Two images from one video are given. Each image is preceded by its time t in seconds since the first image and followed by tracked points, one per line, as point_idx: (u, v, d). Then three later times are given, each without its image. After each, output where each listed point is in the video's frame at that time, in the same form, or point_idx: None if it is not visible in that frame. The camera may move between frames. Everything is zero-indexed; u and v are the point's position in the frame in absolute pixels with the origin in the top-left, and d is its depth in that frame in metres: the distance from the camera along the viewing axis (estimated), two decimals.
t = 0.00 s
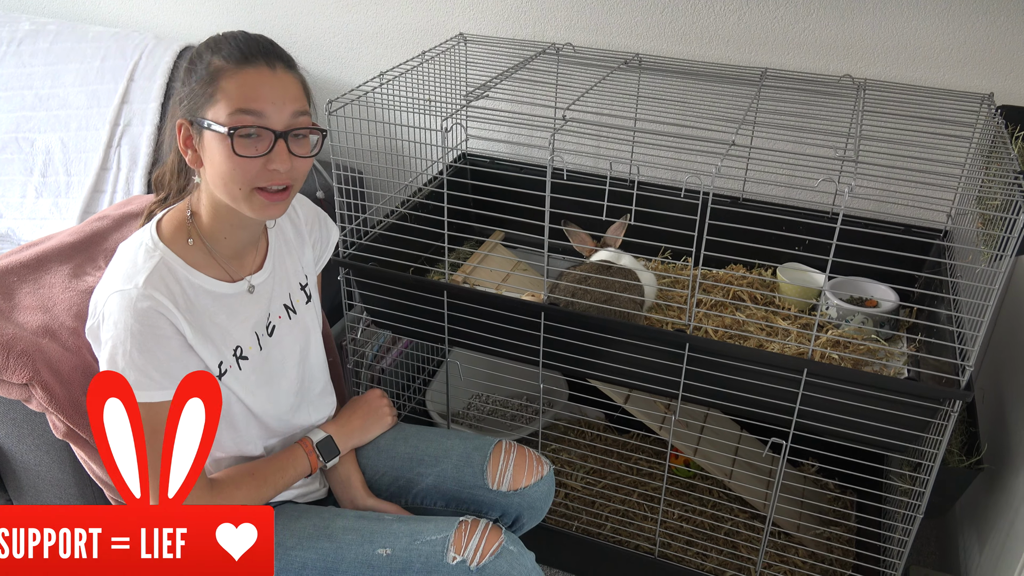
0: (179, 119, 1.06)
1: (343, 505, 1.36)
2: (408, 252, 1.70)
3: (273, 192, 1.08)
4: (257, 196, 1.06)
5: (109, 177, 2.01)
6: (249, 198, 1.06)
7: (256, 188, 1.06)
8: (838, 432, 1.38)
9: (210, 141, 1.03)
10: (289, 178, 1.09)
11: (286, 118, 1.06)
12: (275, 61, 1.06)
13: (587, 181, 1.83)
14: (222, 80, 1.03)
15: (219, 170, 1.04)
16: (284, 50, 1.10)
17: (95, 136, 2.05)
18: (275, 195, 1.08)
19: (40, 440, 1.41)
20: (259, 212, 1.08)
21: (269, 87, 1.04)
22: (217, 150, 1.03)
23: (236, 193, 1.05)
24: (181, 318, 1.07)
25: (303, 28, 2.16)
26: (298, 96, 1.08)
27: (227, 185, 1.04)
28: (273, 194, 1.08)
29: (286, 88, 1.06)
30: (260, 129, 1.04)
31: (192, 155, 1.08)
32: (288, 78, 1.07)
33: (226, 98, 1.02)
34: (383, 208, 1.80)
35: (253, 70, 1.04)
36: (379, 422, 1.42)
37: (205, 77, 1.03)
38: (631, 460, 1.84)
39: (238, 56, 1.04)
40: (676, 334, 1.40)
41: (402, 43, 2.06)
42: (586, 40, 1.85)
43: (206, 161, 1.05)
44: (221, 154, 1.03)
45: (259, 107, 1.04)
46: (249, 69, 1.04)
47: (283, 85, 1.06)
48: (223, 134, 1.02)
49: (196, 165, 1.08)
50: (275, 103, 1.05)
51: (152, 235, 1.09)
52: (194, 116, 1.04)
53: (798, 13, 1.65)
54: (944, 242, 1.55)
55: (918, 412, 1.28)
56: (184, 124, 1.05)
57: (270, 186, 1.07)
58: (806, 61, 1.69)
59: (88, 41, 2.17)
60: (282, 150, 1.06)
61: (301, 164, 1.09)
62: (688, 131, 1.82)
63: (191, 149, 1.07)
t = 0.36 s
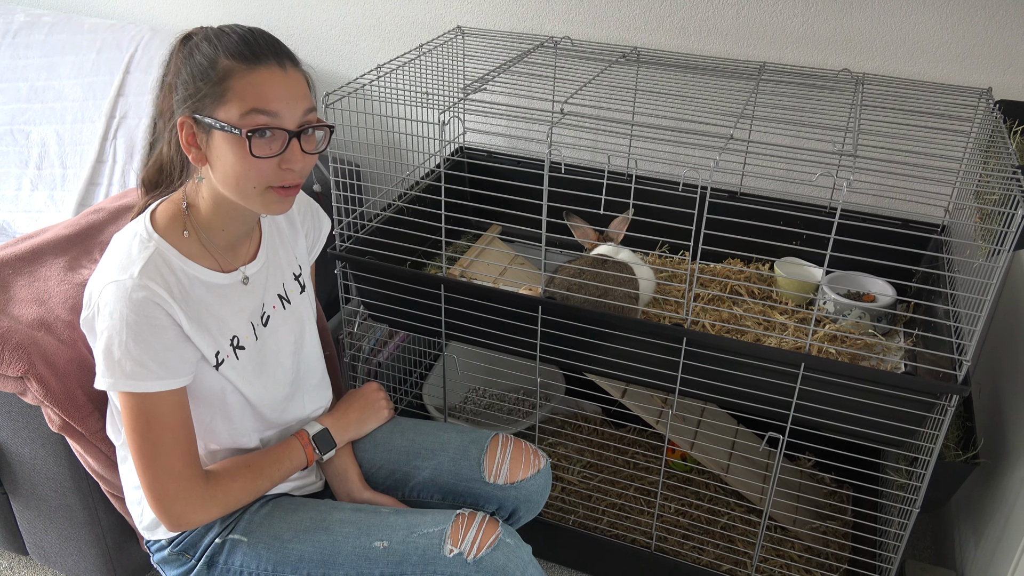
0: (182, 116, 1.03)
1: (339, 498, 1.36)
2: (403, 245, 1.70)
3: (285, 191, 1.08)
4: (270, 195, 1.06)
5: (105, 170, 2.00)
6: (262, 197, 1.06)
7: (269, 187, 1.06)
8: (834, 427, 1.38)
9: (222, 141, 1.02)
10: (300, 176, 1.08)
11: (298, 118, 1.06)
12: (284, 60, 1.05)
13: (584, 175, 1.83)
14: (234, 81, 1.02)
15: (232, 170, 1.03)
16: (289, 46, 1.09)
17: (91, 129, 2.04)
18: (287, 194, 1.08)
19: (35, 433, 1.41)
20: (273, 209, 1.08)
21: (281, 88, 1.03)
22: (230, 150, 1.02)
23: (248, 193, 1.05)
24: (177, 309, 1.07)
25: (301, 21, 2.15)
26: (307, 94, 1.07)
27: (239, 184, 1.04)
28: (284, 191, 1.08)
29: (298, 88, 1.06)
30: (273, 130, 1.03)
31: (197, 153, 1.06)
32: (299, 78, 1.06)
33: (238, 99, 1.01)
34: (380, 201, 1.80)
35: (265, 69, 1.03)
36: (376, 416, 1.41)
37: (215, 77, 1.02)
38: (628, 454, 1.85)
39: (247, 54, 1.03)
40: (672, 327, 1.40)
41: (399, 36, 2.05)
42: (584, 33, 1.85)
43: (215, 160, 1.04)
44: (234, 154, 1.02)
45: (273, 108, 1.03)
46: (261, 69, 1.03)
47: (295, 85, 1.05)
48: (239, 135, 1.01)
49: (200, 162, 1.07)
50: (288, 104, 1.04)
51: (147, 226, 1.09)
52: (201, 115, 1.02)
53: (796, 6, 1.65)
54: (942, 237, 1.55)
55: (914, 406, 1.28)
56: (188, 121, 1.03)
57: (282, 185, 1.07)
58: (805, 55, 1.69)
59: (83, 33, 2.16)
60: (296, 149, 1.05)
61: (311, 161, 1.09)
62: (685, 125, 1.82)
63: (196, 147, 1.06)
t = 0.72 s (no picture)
0: (175, 111, 1.03)
1: (337, 494, 1.35)
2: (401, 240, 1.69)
3: (278, 184, 1.07)
4: (263, 188, 1.05)
5: (101, 165, 1.99)
6: (256, 191, 1.05)
7: (262, 181, 1.05)
8: (833, 421, 1.38)
9: (214, 135, 1.01)
10: (293, 169, 1.08)
11: (290, 110, 1.05)
12: (275, 51, 1.05)
13: (582, 169, 1.82)
14: (225, 73, 1.01)
15: (224, 164, 1.02)
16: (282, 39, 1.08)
17: (87, 124, 2.03)
18: (280, 187, 1.07)
19: (32, 430, 1.40)
20: (267, 203, 1.07)
21: (272, 80, 1.03)
22: (222, 144, 1.01)
23: (241, 187, 1.04)
24: (174, 306, 1.06)
25: (297, 15, 2.14)
26: (300, 87, 1.06)
27: (232, 179, 1.03)
28: (278, 185, 1.07)
29: (289, 80, 1.05)
30: (264, 122, 1.02)
31: (191, 148, 1.05)
32: (290, 69, 1.05)
33: (229, 91, 1.01)
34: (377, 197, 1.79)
35: (255, 62, 1.02)
36: (374, 412, 1.41)
37: (205, 70, 1.01)
38: (627, 448, 1.85)
39: (238, 46, 1.02)
40: (670, 322, 1.39)
41: (396, 30, 2.04)
42: (582, 28, 1.84)
43: (208, 154, 1.03)
44: (226, 148, 1.01)
45: (264, 100, 1.02)
46: (251, 61, 1.02)
47: (286, 76, 1.04)
48: (229, 128, 1.00)
49: (194, 156, 1.06)
50: (279, 95, 1.03)
51: (144, 222, 1.08)
52: (194, 109, 1.02)
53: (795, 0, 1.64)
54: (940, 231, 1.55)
55: (912, 400, 1.28)
56: (181, 115, 1.03)
57: (276, 178, 1.06)
58: (803, 49, 1.68)
59: (79, 28, 2.15)
60: (287, 142, 1.05)
61: (304, 154, 1.08)
62: (684, 119, 1.82)
63: (189, 142, 1.05)
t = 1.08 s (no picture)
0: (168, 106, 1.02)
1: (334, 488, 1.35)
2: (396, 233, 1.69)
3: (272, 176, 1.07)
4: (259, 180, 1.05)
5: (96, 159, 1.99)
6: (252, 183, 1.05)
7: (257, 173, 1.05)
8: (828, 412, 1.38)
9: (208, 129, 1.01)
10: (288, 161, 1.08)
11: (285, 102, 1.04)
12: (266, 43, 1.04)
13: (578, 161, 1.83)
14: (219, 66, 1.00)
15: (219, 157, 1.02)
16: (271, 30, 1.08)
17: (81, 118, 2.02)
18: (275, 179, 1.07)
19: (28, 425, 1.40)
20: (263, 195, 1.07)
21: (265, 72, 1.02)
22: (218, 138, 1.01)
23: (237, 179, 1.04)
24: (169, 300, 1.06)
25: (292, 9, 2.13)
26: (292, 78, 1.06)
27: (227, 171, 1.03)
28: (273, 177, 1.07)
29: (282, 71, 1.04)
30: (259, 115, 1.02)
31: (185, 142, 1.05)
32: (282, 61, 1.05)
33: (222, 85, 1.00)
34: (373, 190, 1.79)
35: (247, 54, 1.02)
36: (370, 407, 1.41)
37: (198, 63, 1.01)
38: (624, 441, 1.86)
39: (228, 38, 1.02)
40: (666, 313, 1.39)
41: (391, 23, 2.03)
42: (578, 20, 1.84)
43: (202, 148, 1.03)
44: (221, 141, 1.01)
45: (258, 93, 1.02)
46: (243, 53, 1.02)
47: (279, 68, 1.04)
48: (223, 121, 1.00)
49: (188, 150, 1.05)
50: (273, 88, 1.03)
51: (138, 216, 1.08)
52: (187, 103, 1.01)
53: None
54: (936, 222, 1.55)
55: (908, 390, 1.28)
56: (174, 110, 1.02)
57: (271, 169, 1.06)
58: (799, 40, 1.68)
59: (72, 22, 2.14)
60: (283, 134, 1.04)
61: (298, 146, 1.08)
62: (680, 111, 1.81)
63: (183, 136, 1.05)
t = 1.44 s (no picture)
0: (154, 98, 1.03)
1: (333, 481, 1.35)
2: (395, 228, 1.69)
3: (254, 166, 1.06)
4: (239, 170, 1.04)
5: (93, 153, 1.98)
6: (232, 173, 1.04)
7: (238, 162, 1.04)
8: (826, 405, 1.39)
9: (189, 117, 1.01)
10: (271, 151, 1.07)
11: (264, 88, 1.04)
12: (247, 30, 1.04)
13: (576, 155, 1.83)
14: (199, 53, 1.01)
15: (200, 146, 1.02)
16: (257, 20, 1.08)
17: (78, 112, 2.02)
18: (257, 170, 1.06)
19: (27, 419, 1.40)
20: (246, 188, 1.06)
21: (243, 58, 1.02)
22: (199, 126, 1.01)
23: (218, 169, 1.03)
24: (168, 292, 1.06)
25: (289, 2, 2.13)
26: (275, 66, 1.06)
27: (207, 160, 1.03)
28: (256, 168, 1.06)
29: (262, 59, 1.04)
30: (237, 101, 1.01)
31: (173, 134, 1.05)
32: (262, 48, 1.05)
33: (201, 72, 1.00)
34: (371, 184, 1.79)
35: (226, 40, 1.02)
36: (368, 401, 1.41)
37: (179, 52, 1.01)
38: (623, 434, 1.86)
39: (209, 26, 1.02)
40: (664, 307, 1.40)
41: (389, 16, 2.03)
42: (576, 13, 1.83)
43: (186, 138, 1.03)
44: (200, 129, 1.01)
45: (235, 79, 1.02)
46: (222, 40, 1.02)
47: (259, 55, 1.04)
48: (200, 108, 1.00)
49: (176, 141, 1.06)
50: (252, 74, 1.03)
51: (138, 208, 1.08)
52: (170, 93, 1.01)
53: None
54: (934, 215, 1.56)
55: (906, 383, 1.28)
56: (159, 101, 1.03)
57: (253, 158, 1.05)
58: (797, 33, 1.68)
59: (69, 15, 2.14)
60: (262, 121, 1.04)
61: (281, 135, 1.07)
62: (678, 104, 1.81)
63: (171, 127, 1.05)
